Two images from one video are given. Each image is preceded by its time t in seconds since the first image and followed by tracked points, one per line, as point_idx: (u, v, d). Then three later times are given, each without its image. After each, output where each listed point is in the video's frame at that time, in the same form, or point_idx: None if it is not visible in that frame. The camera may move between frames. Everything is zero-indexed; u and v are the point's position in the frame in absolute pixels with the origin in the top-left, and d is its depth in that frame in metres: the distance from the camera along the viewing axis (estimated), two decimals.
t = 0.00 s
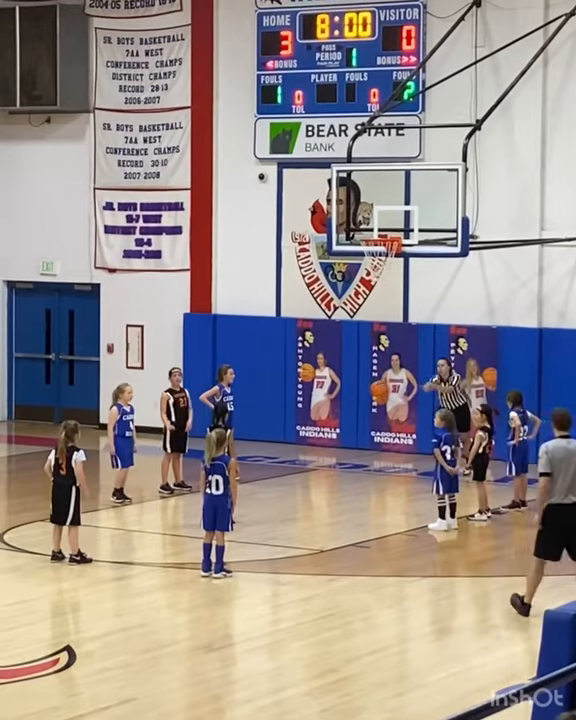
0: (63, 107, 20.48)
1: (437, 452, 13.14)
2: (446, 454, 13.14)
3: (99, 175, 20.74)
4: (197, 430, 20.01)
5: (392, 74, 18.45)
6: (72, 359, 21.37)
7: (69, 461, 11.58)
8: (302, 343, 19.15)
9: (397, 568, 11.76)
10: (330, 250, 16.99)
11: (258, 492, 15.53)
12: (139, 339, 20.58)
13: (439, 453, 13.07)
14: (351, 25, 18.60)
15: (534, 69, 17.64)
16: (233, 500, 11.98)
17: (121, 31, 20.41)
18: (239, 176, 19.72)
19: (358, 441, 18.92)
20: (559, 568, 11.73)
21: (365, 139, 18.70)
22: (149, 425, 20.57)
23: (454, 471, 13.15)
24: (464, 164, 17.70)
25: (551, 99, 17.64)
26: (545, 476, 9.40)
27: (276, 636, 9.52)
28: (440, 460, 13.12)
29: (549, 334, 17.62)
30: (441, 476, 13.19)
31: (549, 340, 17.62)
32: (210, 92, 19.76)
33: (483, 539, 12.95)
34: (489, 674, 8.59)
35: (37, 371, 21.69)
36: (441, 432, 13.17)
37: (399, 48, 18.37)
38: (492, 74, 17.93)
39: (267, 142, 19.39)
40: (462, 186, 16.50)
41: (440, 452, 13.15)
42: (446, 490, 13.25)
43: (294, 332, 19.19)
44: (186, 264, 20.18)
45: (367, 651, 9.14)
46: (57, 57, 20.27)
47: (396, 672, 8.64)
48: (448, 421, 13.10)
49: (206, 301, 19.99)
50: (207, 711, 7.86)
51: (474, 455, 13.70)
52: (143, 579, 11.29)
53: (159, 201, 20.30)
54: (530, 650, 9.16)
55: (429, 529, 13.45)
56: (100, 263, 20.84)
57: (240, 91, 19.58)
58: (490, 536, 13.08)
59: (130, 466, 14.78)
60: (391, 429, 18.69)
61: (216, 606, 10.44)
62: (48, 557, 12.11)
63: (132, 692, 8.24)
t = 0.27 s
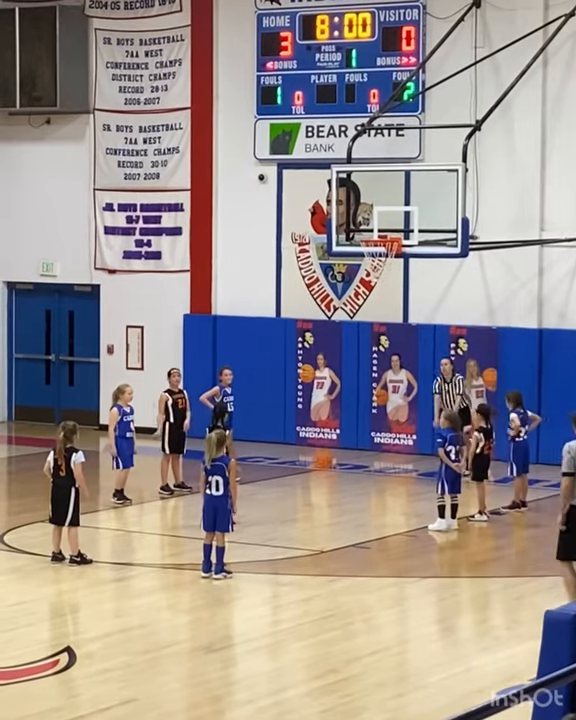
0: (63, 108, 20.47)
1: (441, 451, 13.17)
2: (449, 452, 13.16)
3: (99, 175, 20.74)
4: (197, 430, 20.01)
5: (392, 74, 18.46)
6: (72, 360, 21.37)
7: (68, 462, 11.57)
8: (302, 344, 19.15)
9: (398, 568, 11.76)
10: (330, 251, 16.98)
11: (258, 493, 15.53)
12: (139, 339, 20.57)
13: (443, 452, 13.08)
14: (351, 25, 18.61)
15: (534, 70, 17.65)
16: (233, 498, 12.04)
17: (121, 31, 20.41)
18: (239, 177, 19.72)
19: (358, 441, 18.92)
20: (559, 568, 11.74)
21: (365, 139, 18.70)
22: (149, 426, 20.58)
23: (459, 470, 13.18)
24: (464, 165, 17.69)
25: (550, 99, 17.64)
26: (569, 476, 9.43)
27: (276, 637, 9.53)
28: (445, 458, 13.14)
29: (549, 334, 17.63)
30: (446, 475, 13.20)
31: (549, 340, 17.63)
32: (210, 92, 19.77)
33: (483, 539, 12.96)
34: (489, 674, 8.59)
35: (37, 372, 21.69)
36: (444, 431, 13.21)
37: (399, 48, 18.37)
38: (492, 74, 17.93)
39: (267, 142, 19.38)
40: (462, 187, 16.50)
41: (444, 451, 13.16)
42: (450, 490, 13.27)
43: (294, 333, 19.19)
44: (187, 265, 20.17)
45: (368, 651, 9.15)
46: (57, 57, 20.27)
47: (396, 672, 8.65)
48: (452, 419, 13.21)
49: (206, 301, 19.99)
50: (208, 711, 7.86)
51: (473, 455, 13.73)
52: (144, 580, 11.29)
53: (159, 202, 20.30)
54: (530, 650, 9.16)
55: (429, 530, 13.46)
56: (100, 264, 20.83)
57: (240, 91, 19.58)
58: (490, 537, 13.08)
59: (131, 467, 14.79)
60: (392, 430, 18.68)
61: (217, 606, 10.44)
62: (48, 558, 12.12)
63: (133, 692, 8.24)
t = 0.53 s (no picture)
0: (62, 109, 20.45)
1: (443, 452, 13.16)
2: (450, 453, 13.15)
3: (98, 175, 20.74)
4: (197, 431, 20.01)
5: (392, 74, 18.45)
6: (72, 360, 21.37)
7: (66, 463, 11.58)
8: (301, 344, 19.15)
9: (398, 569, 11.76)
10: (330, 251, 16.96)
11: (258, 493, 15.53)
12: (139, 340, 20.57)
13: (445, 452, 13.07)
14: (351, 26, 18.60)
15: (534, 70, 17.65)
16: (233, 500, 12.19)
17: (120, 32, 20.41)
18: (239, 177, 19.72)
19: (358, 441, 18.92)
20: (559, 569, 11.74)
21: (365, 139, 18.70)
22: (149, 426, 20.58)
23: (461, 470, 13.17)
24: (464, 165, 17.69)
25: (550, 99, 17.65)
26: None
27: (277, 637, 9.53)
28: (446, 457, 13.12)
29: (549, 334, 17.63)
30: (446, 475, 13.19)
31: (549, 341, 17.63)
32: (210, 93, 19.76)
33: (483, 540, 12.96)
34: (489, 675, 8.59)
35: (36, 373, 21.68)
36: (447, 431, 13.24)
37: (398, 49, 18.37)
38: (492, 75, 17.94)
39: (267, 142, 19.38)
40: (462, 187, 16.49)
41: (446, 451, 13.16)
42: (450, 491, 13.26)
43: (294, 333, 19.20)
44: (186, 266, 20.16)
45: (368, 652, 9.15)
46: (57, 58, 20.26)
47: (396, 672, 8.65)
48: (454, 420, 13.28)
49: (206, 302, 19.98)
50: (208, 712, 7.86)
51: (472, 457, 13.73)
52: (143, 581, 11.29)
53: (159, 202, 20.30)
54: (531, 651, 9.16)
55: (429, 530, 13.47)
56: (100, 264, 20.83)
57: (240, 92, 19.58)
58: (490, 537, 13.08)
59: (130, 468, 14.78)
60: (392, 431, 18.68)
61: (217, 607, 10.44)
62: (48, 559, 12.12)
63: (134, 693, 8.24)
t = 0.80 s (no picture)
0: (62, 109, 20.43)
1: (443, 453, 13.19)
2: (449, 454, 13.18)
3: (98, 176, 20.74)
4: (197, 431, 20.02)
5: (391, 75, 18.45)
6: (72, 361, 21.37)
7: (65, 464, 11.58)
8: (301, 345, 19.15)
9: (398, 570, 11.75)
10: (330, 252, 16.93)
11: (258, 494, 15.53)
12: (139, 341, 20.56)
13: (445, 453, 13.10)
14: (350, 27, 18.60)
15: (533, 71, 17.65)
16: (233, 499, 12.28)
17: (120, 33, 20.41)
18: (238, 178, 19.71)
19: (358, 442, 18.92)
20: (559, 569, 11.73)
21: (365, 140, 18.69)
22: (149, 427, 20.57)
23: (460, 472, 13.17)
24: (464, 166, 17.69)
25: (550, 100, 17.65)
26: None
27: (276, 638, 9.52)
28: (445, 458, 13.15)
29: (549, 335, 17.63)
30: (446, 476, 13.21)
31: (549, 341, 17.63)
32: (209, 94, 19.75)
33: (483, 541, 12.95)
34: (489, 675, 8.58)
35: (36, 374, 21.67)
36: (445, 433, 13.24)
37: (398, 50, 18.37)
38: (492, 75, 17.94)
39: (267, 143, 19.38)
40: (462, 187, 16.48)
41: (445, 452, 13.19)
42: (451, 493, 13.26)
43: (294, 334, 19.20)
44: (186, 266, 20.16)
45: (368, 652, 9.15)
46: (56, 59, 20.25)
47: (396, 673, 8.64)
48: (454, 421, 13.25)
49: (206, 303, 19.98)
50: (208, 713, 7.85)
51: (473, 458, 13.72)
52: (143, 581, 11.28)
53: (159, 203, 20.30)
54: (531, 652, 9.15)
55: (429, 531, 13.48)
56: (99, 265, 20.82)
57: (240, 93, 19.57)
58: (490, 538, 13.08)
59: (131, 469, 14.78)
60: (392, 432, 18.68)
61: (217, 608, 10.43)
62: (47, 560, 12.12)
63: (133, 694, 8.24)
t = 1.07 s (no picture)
0: (62, 111, 20.43)
1: (445, 455, 13.18)
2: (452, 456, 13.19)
3: (98, 178, 20.74)
4: (197, 432, 20.03)
5: (391, 77, 18.47)
6: (72, 363, 21.37)
7: (65, 465, 11.58)
8: (301, 347, 19.15)
9: (397, 571, 11.75)
10: (329, 254, 16.89)
11: (258, 496, 15.53)
12: (139, 342, 20.56)
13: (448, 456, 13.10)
14: (350, 28, 18.61)
15: (533, 72, 17.64)
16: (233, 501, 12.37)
17: (120, 34, 20.42)
18: (238, 179, 19.71)
19: (358, 444, 18.92)
20: (559, 571, 11.73)
21: (365, 142, 18.70)
22: (149, 429, 20.57)
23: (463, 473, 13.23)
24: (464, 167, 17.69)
25: (549, 101, 17.65)
26: None
27: (276, 640, 9.52)
28: (448, 460, 13.15)
29: (549, 336, 17.63)
30: (449, 478, 13.24)
31: (548, 343, 17.63)
32: (209, 96, 19.76)
33: (483, 542, 12.95)
34: (489, 677, 8.58)
35: (36, 376, 21.68)
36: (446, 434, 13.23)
37: (398, 51, 18.38)
38: (491, 77, 17.94)
39: (267, 145, 19.39)
40: (461, 189, 16.47)
41: (448, 454, 13.19)
42: (454, 494, 13.31)
43: (294, 336, 19.20)
44: (186, 268, 20.16)
45: (368, 654, 9.15)
46: (56, 61, 20.25)
47: (396, 675, 8.64)
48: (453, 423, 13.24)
49: (206, 304, 19.98)
50: (208, 715, 7.85)
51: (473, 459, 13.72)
52: (143, 583, 11.28)
53: (158, 205, 20.31)
54: (531, 653, 9.15)
55: (429, 532, 13.48)
56: (99, 267, 20.82)
57: (240, 94, 19.58)
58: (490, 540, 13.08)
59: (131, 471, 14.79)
60: (392, 433, 18.68)
61: (217, 610, 10.43)
62: (47, 561, 12.11)
63: (133, 695, 8.24)
